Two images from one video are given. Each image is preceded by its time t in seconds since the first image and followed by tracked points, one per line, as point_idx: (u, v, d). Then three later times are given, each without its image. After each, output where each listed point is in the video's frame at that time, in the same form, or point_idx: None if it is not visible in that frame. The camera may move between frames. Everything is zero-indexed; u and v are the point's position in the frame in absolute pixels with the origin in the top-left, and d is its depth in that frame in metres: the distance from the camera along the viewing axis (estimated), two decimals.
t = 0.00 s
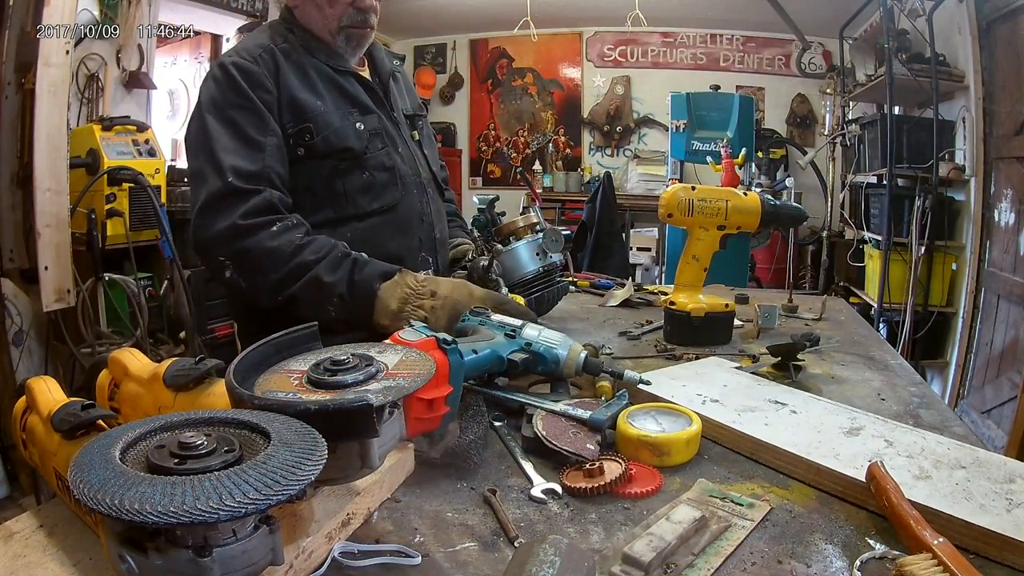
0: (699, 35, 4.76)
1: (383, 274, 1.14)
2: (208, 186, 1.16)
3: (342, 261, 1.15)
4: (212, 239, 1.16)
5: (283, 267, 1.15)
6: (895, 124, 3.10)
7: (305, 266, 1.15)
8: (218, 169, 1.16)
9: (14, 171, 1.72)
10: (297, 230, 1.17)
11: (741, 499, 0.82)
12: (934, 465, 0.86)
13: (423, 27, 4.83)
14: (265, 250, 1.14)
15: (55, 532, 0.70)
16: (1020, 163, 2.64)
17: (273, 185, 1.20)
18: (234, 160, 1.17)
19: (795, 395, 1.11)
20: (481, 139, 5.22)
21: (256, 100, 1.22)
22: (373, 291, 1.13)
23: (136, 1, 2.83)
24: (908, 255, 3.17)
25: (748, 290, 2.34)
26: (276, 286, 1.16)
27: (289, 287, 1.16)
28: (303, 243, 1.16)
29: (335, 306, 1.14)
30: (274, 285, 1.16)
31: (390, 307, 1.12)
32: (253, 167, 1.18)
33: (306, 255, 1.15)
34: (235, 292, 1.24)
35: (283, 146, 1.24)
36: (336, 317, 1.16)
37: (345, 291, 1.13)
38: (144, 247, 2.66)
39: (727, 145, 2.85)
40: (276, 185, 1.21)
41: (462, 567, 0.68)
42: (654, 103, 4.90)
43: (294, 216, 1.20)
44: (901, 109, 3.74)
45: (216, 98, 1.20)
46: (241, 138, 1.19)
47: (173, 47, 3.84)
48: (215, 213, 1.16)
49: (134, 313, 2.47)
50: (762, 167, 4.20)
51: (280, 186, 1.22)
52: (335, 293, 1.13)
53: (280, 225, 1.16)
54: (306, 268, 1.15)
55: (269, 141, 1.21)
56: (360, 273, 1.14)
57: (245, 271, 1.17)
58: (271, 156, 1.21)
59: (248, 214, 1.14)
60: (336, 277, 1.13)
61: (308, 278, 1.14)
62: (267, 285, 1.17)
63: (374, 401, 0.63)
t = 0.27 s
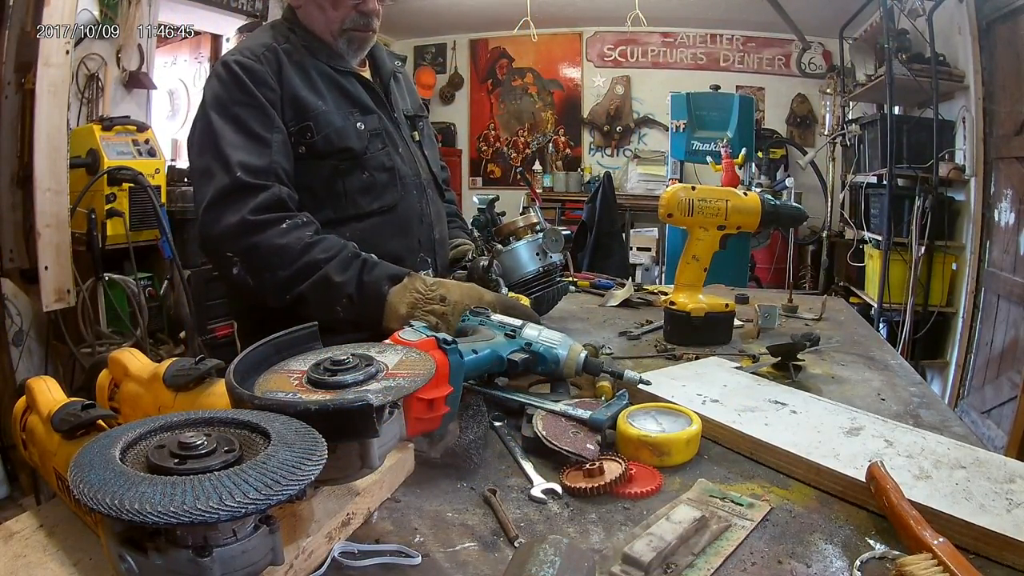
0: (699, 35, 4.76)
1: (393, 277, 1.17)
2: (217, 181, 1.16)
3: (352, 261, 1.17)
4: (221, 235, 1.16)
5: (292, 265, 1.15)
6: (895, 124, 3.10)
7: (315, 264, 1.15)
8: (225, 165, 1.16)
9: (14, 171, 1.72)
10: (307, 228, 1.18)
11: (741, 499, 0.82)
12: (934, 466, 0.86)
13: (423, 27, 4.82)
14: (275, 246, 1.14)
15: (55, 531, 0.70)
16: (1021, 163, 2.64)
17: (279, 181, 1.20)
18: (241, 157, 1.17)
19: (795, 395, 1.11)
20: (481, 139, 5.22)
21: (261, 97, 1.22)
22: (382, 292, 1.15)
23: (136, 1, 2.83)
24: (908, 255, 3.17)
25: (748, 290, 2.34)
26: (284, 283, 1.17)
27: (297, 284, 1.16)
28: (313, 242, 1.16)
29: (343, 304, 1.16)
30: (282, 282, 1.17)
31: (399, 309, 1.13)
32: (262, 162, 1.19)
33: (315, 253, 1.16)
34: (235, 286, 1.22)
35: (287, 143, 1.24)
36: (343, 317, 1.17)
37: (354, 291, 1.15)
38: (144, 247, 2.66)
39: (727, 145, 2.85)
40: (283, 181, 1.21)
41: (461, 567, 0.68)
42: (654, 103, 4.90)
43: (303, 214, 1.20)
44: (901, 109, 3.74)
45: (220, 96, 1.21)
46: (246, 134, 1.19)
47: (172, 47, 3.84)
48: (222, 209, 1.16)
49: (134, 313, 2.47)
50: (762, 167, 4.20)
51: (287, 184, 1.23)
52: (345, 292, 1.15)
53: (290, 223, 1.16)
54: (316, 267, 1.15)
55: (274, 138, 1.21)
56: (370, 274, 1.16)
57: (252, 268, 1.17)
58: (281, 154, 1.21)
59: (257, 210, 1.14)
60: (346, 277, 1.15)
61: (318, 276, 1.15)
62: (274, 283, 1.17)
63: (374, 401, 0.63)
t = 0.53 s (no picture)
0: (699, 35, 4.76)
1: (370, 272, 1.13)
2: (203, 179, 1.16)
3: (329, 257, 1.14)
4: (206, 234, 1.16)
5: (272, 263, 1.14)
6: (895, 124, 3.10)
7: (293, 262, 1.13)
8: (213, 163, 1.16)
9: (14, 171, 1.72)
10: (287, 226, 1.16)
11: (741, 499, 0.82)
12: (934, 466, 0.86)
13: (423, 27, 4.82)
14: (254, 246, 1.13)
15: (55, 531, 0.70)
16: (1020, 163, 2.64)
17: (266, 180, 1.19)
18: (229, 156, 1.16)
19: (794, 395, 1.11)
20: (481, 139, 5.22)
21: (258, 97, 1.22)
22: (360, 289, 1.11)
23: (136, 2, 2.83)
24: (908, 255, 3.17)
25: (748, 290, 2.34)
26: (265, 281, 1.15)
27: (277, 282, 1.14)
28: (292, 240, 1.14)
29: (322, 301, 1.13)
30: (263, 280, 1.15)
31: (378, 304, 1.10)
32: (250, 162, 1.18)
33: (294, 252, 1.13)
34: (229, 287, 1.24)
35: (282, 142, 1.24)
36: (323, 314, 1.14)
37: (331, 287, 1.12)
38: (144, 247, 2.66)
39: (727, 145, 2.85)
40: (271, 181, 1.20)
41: (462, 567, 0.68)
42: (654, 103, 4.90)
43: (286, 212, 1.18)
44: (901, 109, 3.74)
45: (219, 94, 1.21)
46: (241, 133, 1.19)
47: (172, 47, 3.84)
48: (208, 208, 1.16)
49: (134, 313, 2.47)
50: (762, 167, 4.20)
51: (275, 182, 1.22)
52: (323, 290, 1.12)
53: (271, 222, 1.14)
54: (295, 265, 1.13)
55: (269, 137, 1.21)
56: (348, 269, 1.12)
57: (237, 267, 1.16)
58: (266, 153, 1.20)
59: (238, 209, 1.14)
60: (322, 274, 1.12)
61: (297, 274, 1.13)
62: (256, 281, 1.16)
63: (374, 401, 0.63)
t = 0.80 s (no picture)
0: (699, 35, 4.76)
1: (371, 262, 1.11)
2: (206, 174, 1.16)
3: (332, 249, 1.13)
4: (209, 228, 1.16)
5: (274, 255, 1.13)
6: (895, 124, 3.10)
7: (296, 254, 1.13)
8: (217, 158, 1.16)
9: (14, 171, 1.72)
10: (290, 220, 1.16)
11: (741, 499, 0.82)
12: (934, 465, 0.86)
13: (423, 27, 4.83)
14: (257, 238, 1.12)
15: (55, 532, 0.70)
16: (1020, 163, 2.64)
17: (269, 177, 1.19)
18: (233, 151, 1.17)
19: (794, 395, 1.11)
20: (481, 139, 5.23)
21: (260, 94, 1.22)
22: (361, 279, 1.10)
23: (136, 2, 2.83)
24: (908, 255, 3.17)
25: (748, 290, 2.34)
26: (267, 274, 1.15)
27: (279, 274, 1.14)
28: (295, 233, 1.14)
29: (323, 292, 1.12)
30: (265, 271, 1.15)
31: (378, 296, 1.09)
32: (253, 158, 1.18)
33: (296, 244, 1.13)
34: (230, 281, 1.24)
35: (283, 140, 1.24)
36: (325, 304, 1.13)
37: (333, 278, 1.11)
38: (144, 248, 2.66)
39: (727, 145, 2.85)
40: (273, 177, 1.20)
41: (462, 567, 0.68)
42: (654, 103, 4.90)
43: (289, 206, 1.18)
44: (901, 109, 3.74)
45: (221, 91, 1.21)
46: (242, 130, 1.19)
47: (172, 47, 3.84)
48: (212, 202, 1.16)
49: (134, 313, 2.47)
50: (762, 167, 4.20)
51: (276, 178, 1.22)
52: (325, 281, 1.11)
53: (274, 215, 1.14)
54: (297, 258, 1.13)
55: (271, 134, 1.21)
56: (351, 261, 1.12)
57: (239, 260, 1.16)
58: (270, 148, 1.20)
59: (242, 203, 1.14)
60: (325, 265, 1.11)
61: (299, 266, 1.12)
62: (258, 273, 1.15)
63: (374, 401, 0.63)
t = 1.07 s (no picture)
0: (699, 35, 4.76)
1: (372, 261, 1.11)
2: (209, 170, 1.16)
3: (334, 246, 1.13)
4: (211, 224, 1.15)
5: (276, 251, 1.13)
6: (895, 124, 3.09)
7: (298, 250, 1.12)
8: (219, 154, 1.16)
9: (14, 171, 1.72)
10: (293, 216, 1.15)
11: (741, 499, 0.82)
12: (934, 466, 0.86)
13: (423, 27, 4.83)
14: (259, 234, 1.12)
15: (55, 532, 0.70)
16: (1021, 163, 2.64)
17: (271, 173, 1.19)
18: (236, 148, 1.17)
19: (794, 395, 1.11)
20: (481, 139, 5.23)
21: (262, 93, 1.22)
22: (363, 278, 1.09)
23: (136, 2, 2.83)
24: (908, 255, 3.17)
25: (748, 290, 2.34)
26: (269, 270, 1.15)
27: (281, 270, 1.14)
28: (297, 229, 1.14)
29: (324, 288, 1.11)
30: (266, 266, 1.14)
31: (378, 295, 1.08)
32: (255, 155, 1.18)
33: (299, 240, 1.13)
34: (231, 277, 1.24)
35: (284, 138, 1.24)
36: (326, 300, 1.13)
37: (335, 275, 1.10)
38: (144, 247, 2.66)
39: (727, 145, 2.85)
40: (276, 173, 1.20)
41: (461, 567, 0.68)
42: (654, 103, 4.90)
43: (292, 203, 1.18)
44: (901, 109, 3.74)
45: (223, 89, 1.21)
46: (244, 127, 1.19)
47: (172, 47, 3.84)
48: (214, 197, 1.16)
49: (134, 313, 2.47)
50: (762, 168, 4.20)
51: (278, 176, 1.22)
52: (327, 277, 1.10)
53: (276, 211, 1.14)
54: (299, 254, 1.12)
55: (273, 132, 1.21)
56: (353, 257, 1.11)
57: (241, 255, 1.16)
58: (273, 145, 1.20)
59: (245, 198, 1.13)
60: (327, 261, 1.11)
61: (300, 262, 1.12)
62: (259, 269, 1.15)
63: (373, 401, 0.63)
